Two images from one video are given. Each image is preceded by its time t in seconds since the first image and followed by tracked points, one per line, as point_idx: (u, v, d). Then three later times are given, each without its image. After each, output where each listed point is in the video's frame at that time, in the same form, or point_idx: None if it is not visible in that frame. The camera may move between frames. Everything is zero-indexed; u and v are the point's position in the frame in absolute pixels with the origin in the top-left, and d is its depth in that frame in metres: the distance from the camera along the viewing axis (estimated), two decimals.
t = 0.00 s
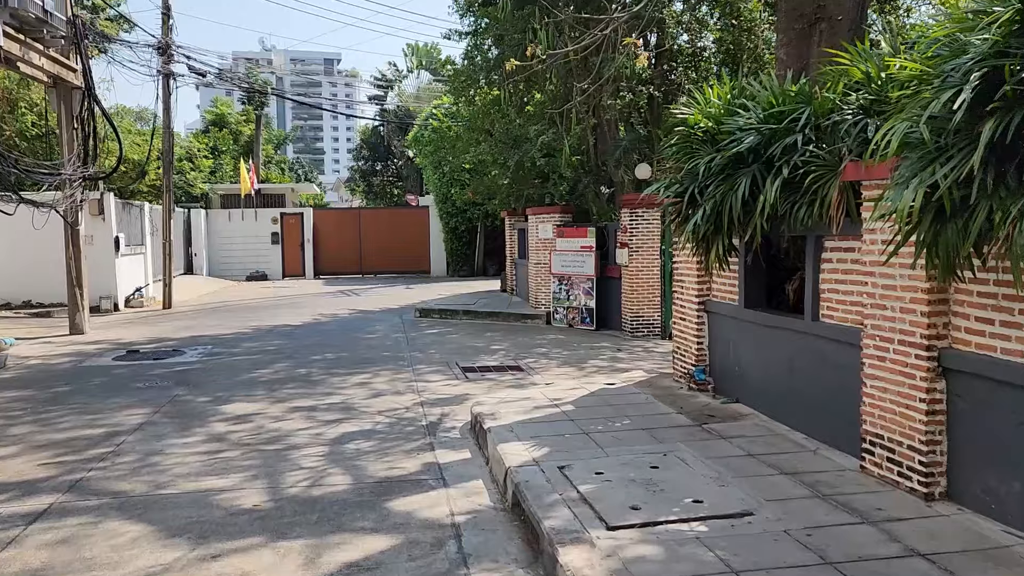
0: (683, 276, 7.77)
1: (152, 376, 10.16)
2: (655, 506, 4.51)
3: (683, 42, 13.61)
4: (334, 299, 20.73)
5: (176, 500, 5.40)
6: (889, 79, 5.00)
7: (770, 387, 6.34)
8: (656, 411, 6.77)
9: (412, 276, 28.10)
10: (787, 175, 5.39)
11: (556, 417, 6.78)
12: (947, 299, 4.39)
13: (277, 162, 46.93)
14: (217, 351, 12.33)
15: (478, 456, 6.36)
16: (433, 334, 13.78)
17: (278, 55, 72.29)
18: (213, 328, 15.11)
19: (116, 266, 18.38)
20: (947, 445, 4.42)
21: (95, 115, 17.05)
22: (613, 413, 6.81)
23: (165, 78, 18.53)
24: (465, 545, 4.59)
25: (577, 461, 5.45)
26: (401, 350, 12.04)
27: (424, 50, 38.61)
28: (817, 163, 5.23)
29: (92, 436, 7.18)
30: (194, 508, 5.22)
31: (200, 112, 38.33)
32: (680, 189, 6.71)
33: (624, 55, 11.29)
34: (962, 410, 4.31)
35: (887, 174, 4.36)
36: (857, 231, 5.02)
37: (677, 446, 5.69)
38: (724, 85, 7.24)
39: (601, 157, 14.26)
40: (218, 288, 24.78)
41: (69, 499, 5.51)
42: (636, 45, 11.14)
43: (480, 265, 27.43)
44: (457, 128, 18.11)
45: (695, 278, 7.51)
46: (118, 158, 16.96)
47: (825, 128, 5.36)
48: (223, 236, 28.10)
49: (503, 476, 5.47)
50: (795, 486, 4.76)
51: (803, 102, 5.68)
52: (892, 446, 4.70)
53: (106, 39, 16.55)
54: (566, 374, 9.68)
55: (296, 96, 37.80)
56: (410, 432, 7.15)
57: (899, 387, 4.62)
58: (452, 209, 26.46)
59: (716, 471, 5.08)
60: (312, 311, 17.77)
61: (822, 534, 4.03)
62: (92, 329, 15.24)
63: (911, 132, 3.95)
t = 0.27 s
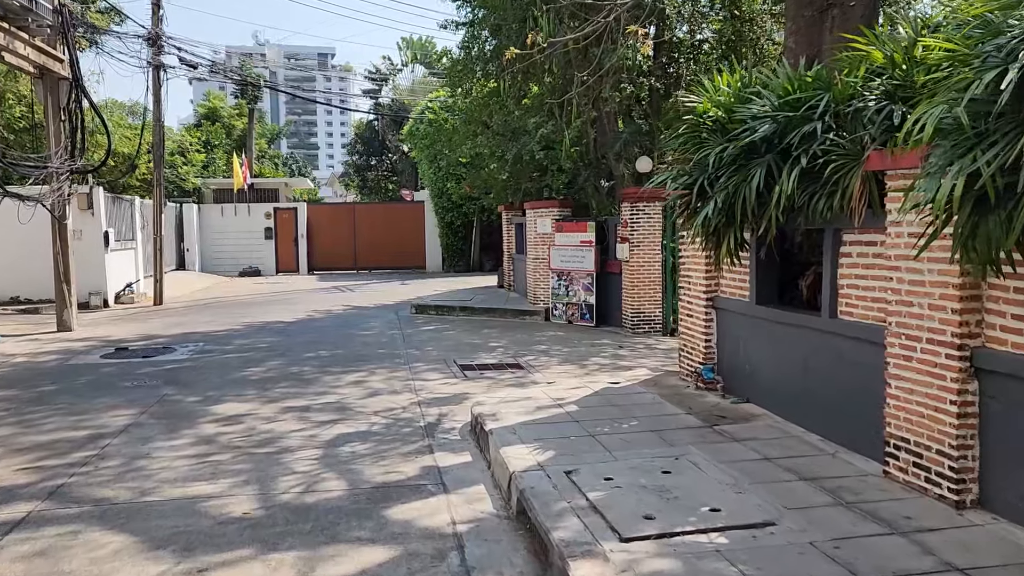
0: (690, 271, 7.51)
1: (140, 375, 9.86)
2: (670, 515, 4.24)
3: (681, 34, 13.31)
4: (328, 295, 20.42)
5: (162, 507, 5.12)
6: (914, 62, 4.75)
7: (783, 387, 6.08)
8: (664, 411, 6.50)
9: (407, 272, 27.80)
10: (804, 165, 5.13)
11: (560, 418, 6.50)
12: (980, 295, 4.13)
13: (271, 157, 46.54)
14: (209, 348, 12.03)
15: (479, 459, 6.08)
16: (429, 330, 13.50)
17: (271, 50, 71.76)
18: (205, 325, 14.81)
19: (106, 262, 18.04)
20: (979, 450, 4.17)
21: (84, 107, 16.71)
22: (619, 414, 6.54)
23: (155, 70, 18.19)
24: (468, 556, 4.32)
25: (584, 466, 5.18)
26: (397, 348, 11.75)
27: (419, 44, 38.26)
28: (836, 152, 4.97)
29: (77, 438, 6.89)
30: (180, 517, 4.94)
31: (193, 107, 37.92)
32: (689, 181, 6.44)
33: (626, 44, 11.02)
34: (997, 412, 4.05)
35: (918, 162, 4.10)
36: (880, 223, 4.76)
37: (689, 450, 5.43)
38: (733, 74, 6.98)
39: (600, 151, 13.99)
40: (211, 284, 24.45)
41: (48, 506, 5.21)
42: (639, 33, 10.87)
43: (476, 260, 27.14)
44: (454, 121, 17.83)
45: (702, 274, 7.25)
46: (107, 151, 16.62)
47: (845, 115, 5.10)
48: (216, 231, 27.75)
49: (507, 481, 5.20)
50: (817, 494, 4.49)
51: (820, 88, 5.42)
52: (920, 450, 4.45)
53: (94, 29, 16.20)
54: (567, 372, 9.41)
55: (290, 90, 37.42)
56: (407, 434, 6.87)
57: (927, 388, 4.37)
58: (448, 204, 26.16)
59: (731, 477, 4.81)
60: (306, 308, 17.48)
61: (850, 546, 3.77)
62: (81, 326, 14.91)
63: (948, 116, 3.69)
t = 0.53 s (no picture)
0: (696, 271, 7.26)
1: (127, 379, 9.57)
2: (686, 534, 3.99)
3: (676, 29, 13.08)
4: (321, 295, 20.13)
5: (146, 525, 4.84)
6: (940, 52, 4.51)
7: (797, 392, 5.84)
8: (672, 418, 6.25)
9: (402, 270, 27.51)
10: (823, 161, 4.88)
11: (564, 425, 6.25)
12: (1015, 299, 3.89)
13: (263, 155, 46.15)
14: (199, 351, 11.73)
15: (480, 470, 5.82)
16: (425, 331, 13.23)
17: (262, 47, 71.23)
18: (195, 326, 14.50)
19: (94, 262, 17.71)
20: (1015, 464, 3.93)
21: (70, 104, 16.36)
22: (625, 421, 6.29)
23: (143, 66, 17.85)
24: None
25: (592, 479, 4.92)
26: (392, 350, 11.48)
27: (411, 40, 37.94)
28: (857, 147, 4.73)
29: (59, 449, 6.60)
30: (166, 536, 4.66)
31: (183, 104, 37.50)
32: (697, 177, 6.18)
33: (625, 38, 10.78)
34: None
35: (950, 157, 3.86)
36: (904, 222, 4.51)
37: (700, 460, 5.17)
38: (741, 66, 6.72)
39: (598, 147, 13.77)
40: (203, 283, 24.11)
41: (26, 524, 4.93)
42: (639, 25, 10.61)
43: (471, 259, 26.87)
44: (449, 117, 17.55)
45: (709, 274, 7.00)
46: (94, 148, 16.27)
47: (866, 108, 4.86)
48: (207, 230, 27.38)
49: (510, 496, 4.93)
50: (840, 509, 4.24)
51: (838, 80, 5.17)
52: (949, 463, 4.20)
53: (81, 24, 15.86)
54: (568, 376, 9.15)
55: (282, 87, 37.04)
56: (405, 443, 6.60)
57: (957, 398, 4.13)
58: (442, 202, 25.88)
59: (748, 491, 4.56)
60: (299, 308, 17.18)
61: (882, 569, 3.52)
62: (68, 328, 14.59)
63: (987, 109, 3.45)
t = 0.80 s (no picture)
0: (704, 269, 7.00)
1: (117, 381, 9.30)
2: (700, 549, 3.73)
3: (678, 22, 12.82)
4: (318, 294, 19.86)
5: (127, 539, 4.58)
6: (967, 36, 4.26)
7: (812, 396, 5.59)
8: (679, 422, 5.99)
9: (400, 269, 27.25)
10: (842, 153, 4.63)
11: (567, 430, 5.99)
12: None
13: (261, 153, 45.86)
14: (191, 351, 11.47)
15: (480, 478, 5.56)
16: (423, 331, 12.97)
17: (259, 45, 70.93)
18: (188, 326, 14.24)
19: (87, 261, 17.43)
20: None
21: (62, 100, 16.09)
22: (630, 425, 6.02)
23: (137, 61, 17.57)
24: None
25: (598, 488, 4.66)
26: (390, 350, 11.22)
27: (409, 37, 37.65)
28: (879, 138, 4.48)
29: (41, 455, 6.33)
30: (147, 550, 4.40)
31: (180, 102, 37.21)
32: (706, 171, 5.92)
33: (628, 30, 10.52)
34: None
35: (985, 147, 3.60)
36: (930, 217, 4.25)
37: (712, 469, 4.92)
38: (751, 55, 6.46)
39: (599, 142, 13.56)
40: (198, 282, 23.84)
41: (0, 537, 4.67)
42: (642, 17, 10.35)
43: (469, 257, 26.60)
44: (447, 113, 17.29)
45: (717, 272, 6.74)
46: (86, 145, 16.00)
47: (887, 97, 4.61)
48: (203, 229, 27.10)
49: (512, 507, 4.68)
50: (864, 522, 3.98)
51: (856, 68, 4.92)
52: (980, 473, 3.94)
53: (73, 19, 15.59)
54: (570, 378, 8.89)
55: (279, 84, 36.76)
56: (401, 448, 6.34)
57: (989, 404, 3.87)
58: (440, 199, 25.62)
59: (765, 502, 4.30)
60: (295, 307, 16.91)
61: None
62: (60, 328, 14.32)
63: None
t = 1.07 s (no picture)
0: (715, 273, 6.73)
1: (108, 385, 9.05)
2: None
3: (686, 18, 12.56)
4: (318, 295, 19.60)
5: (107, 558, 4.32)
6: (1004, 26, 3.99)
7: (833, 407, 5.32)
8: (690, 433, 5.73)
9: (402, 269, 26.99)
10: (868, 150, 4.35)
11: (572, 441, 5.72)
12: None
13: (263, 152, 45.65)
14: (187, 354, 11.21)
15: (482, 493, 5.29)
16: (424, 334, 12.71)
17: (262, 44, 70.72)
18: (186, 327, 13.99)
19: (84, 261, 17.19)
20: None
21: (58, 98, 15.85)
22: (639, 436, 5.76)
23: (135, 59, 17.34)
24: None
25: (606, 507, 4.39)
26: (390, 353, 10.96)
27: (412, 36, 37.39)
28: (908, 133, 4.20)
29: (25, 465, 6.08)
30: (128, 571, 4.14)
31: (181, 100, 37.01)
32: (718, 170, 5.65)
33: (635, 27, 10.26)
34: None
35: None
36: (964, 219, 3.99)
37: (728, 486, 4.64)
38: (765, 49, 6.18)
39: (604, 141, 13.25)
40: (198, 283, 23.59)
41: None
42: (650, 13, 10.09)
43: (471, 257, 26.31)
44: (449, 111, 17.01)
45: (729, 276, 6.48)
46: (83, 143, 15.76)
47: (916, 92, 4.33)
48: (203, 228, 26.85)
49: (515, 527, 4.41)
50: (894, 549, 3.71)
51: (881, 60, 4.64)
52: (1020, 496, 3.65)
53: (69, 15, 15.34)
54: (575, 384, 8.62)
55: (280, 83, 36.52)
56: (400, 459, 6.08)
57: None
58: (442, 199, 25.35)
59: (785, 525, 4.03)
60: (295, 308, 16.65)
61: None
62: (55, 330, 14.08)
63: None
